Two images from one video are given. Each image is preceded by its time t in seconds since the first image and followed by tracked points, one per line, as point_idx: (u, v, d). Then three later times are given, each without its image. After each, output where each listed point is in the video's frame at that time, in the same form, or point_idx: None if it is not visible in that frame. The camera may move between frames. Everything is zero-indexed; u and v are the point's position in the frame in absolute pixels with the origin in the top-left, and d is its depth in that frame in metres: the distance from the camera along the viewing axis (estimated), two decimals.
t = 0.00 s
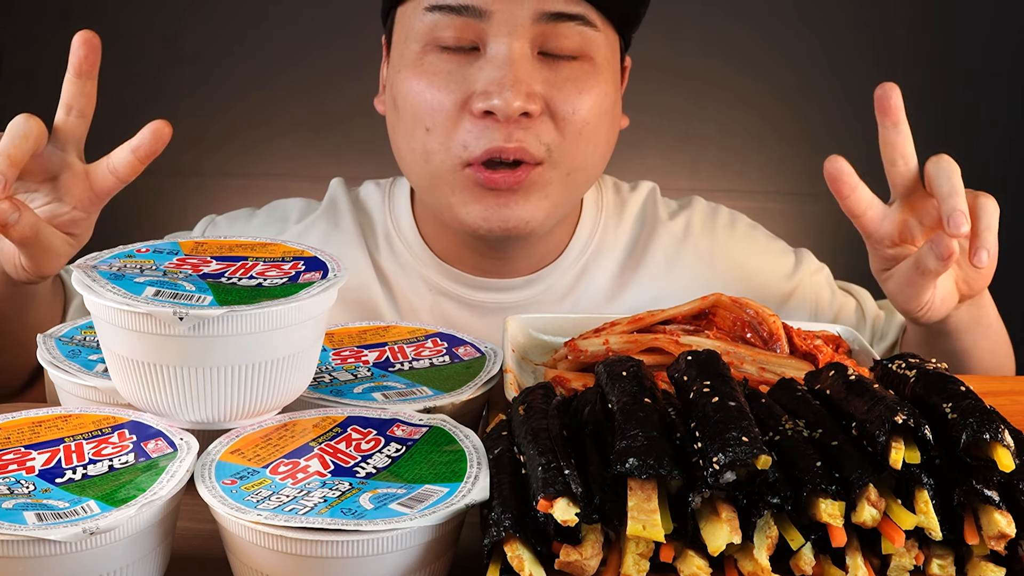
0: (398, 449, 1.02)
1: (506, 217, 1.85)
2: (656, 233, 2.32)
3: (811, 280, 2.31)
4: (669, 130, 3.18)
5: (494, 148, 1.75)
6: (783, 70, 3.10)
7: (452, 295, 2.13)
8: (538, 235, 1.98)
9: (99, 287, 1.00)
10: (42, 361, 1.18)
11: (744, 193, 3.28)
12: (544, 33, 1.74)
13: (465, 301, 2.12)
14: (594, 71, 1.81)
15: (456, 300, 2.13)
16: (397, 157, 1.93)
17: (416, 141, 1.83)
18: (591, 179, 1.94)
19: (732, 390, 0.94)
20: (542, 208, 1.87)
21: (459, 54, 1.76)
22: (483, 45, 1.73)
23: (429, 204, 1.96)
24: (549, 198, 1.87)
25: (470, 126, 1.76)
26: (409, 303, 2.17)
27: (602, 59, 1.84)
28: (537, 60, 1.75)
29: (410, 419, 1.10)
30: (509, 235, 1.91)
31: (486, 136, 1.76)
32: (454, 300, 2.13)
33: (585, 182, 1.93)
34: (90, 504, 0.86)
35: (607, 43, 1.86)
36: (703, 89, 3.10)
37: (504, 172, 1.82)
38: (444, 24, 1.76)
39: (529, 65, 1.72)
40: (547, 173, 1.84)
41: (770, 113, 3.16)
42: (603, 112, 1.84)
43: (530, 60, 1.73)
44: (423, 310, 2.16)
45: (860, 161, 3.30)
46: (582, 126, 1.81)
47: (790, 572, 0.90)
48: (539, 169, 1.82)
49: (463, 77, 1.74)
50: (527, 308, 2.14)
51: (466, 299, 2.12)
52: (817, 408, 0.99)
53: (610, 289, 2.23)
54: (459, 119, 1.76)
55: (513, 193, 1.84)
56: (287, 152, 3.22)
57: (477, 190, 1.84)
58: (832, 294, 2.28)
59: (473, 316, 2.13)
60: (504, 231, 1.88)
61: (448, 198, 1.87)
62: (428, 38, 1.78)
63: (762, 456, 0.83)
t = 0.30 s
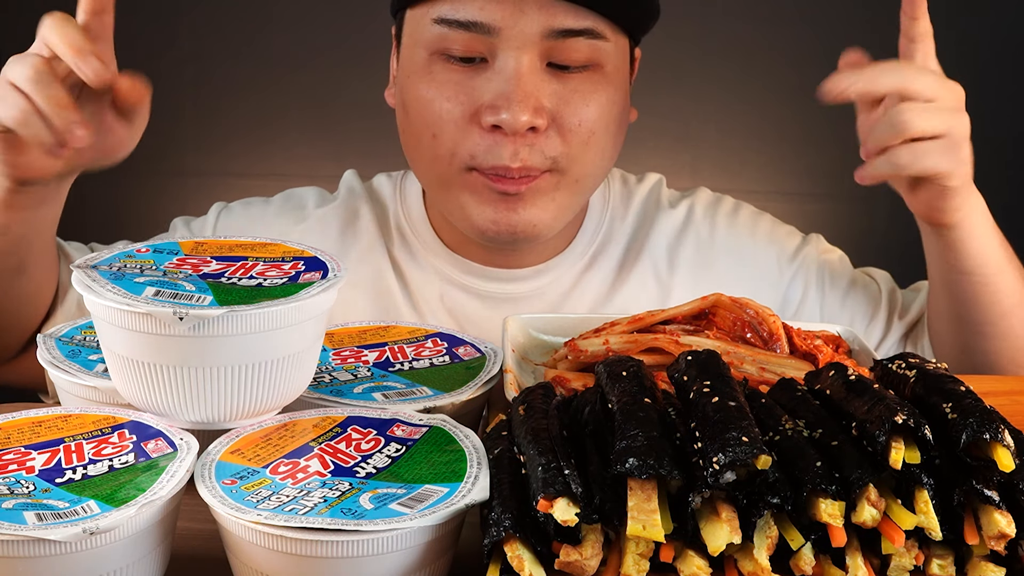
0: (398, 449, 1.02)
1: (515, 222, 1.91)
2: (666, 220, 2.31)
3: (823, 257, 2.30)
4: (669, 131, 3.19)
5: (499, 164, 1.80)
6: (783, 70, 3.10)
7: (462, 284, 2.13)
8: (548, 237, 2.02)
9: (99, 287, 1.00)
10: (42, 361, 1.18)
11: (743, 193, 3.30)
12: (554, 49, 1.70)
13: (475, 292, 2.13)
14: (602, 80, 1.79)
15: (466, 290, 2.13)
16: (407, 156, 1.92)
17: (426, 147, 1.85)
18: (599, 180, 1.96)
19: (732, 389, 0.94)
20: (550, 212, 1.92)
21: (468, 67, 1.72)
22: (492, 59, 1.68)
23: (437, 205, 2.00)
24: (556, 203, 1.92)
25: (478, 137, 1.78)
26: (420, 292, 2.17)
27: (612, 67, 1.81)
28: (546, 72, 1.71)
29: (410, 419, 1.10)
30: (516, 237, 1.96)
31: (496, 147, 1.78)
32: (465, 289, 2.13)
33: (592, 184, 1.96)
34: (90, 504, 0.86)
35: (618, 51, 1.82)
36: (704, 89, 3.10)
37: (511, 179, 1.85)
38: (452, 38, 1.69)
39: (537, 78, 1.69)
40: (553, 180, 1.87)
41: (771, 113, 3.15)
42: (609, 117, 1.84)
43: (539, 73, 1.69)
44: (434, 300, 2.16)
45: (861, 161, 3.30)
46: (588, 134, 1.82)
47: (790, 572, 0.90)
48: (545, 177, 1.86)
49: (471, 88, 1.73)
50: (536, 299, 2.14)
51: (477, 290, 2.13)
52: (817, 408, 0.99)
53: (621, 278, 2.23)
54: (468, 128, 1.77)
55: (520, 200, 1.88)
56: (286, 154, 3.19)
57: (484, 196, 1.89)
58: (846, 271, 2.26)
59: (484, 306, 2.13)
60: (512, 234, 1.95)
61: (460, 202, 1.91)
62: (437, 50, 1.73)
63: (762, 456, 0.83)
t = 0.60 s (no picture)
0: (398, 449, 1.02)
1: (508, 213, 1.87)
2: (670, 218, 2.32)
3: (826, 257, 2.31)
4: (669, 131, 3.20)
5: (491, 152, 1.77)
6: (782, 67, 3.10)
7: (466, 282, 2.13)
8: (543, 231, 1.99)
9: (99, 287, 1.00)
10: (42, 361, 1.18)
11: (744, 193, 3.28)
12: (549, 41, 1.70)
13: (479, 289, 2.12)
14: (600, 76, 1.77)
15: (470, 287, 2.12)
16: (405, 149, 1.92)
17: (417, 138, 1.84)
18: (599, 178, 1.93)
19: (732, 390, 0.94)
20: (548, 208, 1.89)
21: (464, 61, 1.73)
22: (487, 52, 1.69)
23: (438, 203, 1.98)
24: (556, 200, 1.89)
25: (471, 129, 1.76)
26: (425, 290, 2.17)
27: (610, 61, 1.79)
28: (541, 66, 1.71)
29: (410, 419, 1.10)
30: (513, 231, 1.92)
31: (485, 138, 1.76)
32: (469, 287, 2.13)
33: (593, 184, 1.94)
34: (90, 504, 0.86)
35: (616, 46, 1.81)
36: (702, 88, 3.12)
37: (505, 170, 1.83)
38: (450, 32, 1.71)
39: (532, 72, 1.69)
40: (552, 175, 1.84)
41: (769, 111, 3.17)
42: (610, 114, 1.81)
43: (534, 66, 1.69)
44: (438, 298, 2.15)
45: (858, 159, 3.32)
46: (587, 129, 1.79)
47: (790, 572, 0.90)
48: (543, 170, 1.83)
49: (466, 82, 1.73)
50: (540, 296, 2.14)
51: (480, 288, 2.12)
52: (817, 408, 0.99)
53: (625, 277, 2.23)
54: (460, 122, 1.76)
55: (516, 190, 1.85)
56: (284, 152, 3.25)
57: (477, 188, 1.86)
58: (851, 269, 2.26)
59: (488, 305, 2.13)
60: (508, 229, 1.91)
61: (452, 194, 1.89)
62: (433, 43, 1.75)
63: (762, 456, 0.83)
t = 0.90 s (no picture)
0: (398, 450, 1.02)
1: (494, 214, 1.88)
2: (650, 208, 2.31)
3: (807, 234, 2.28)
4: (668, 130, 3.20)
5: (474, 150, 1.77)
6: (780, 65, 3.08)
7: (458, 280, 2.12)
8: (532, 231, 1.99)
9: (100, 287, 1.00)
10: (42, 361, 1.18)
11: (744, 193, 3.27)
12: (533, 40, 1.69)
13: (472, 287, 2.12)
14: (585, 75, 1.77)
15: (462, 285, 2.12)
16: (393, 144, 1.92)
17: (406, 137, 1.84)
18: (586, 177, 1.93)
19: (732, 390, 0.94)
20: (532, 209, 1.89)
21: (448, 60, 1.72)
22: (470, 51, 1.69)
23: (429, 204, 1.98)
24: (540, 202, 1.89)
25: (454, 127, 1.76)
26: (418, 290, 2.16)
27: (596, 61, 1.78)
28: (523, 66, 1.70)
29: (410, 419, 1.10)
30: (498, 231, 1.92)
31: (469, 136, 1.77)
32: (461, 285, 2.12)
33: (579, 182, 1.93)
34: (90, 505, 0.86)
35: (602, 45, 1.79)
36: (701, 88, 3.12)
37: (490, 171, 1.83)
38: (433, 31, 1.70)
39: (514, 71, 1.69)
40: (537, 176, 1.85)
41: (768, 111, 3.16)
42: (593, 112, 1.82)
43: (517, 66, 1.69)
44: (431, 297, 2.15)
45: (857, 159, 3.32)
46: (568, 126, 1.80)
47: (790, 572, 0.90)
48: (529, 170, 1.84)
49: (449, 80, 1.72)
50: (532, 294, 2.14)
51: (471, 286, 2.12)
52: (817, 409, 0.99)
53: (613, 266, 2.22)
54: (445, 120, 1.76)
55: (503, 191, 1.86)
56: (280, 154, 3.27)
57: (465, 188, 1.85)
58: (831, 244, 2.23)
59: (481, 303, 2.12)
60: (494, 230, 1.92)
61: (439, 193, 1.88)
62: (418, 41, 1.73)
63: (762, 456, 0.83)
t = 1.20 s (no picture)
0: (398, 449, 1.02)
1: (491, 209, 1.86)
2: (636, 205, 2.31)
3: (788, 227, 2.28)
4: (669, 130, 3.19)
5: (474, 144, 1.74)
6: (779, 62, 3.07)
7: (453, 279, 2.12)
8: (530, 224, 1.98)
9: (100, 287, 1.00)
10: (42, 361, 1.18)
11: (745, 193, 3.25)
12: (531, 34, 1.70)
13: (468, 286, 2.12)
14: (582, 68, 1.77)
15: (458, 284, 2.12)
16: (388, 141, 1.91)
17: (404, 134, 1.82)
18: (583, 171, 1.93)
19: (732, 390, 0.94)
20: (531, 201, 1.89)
21: (448, 55, 1.72)
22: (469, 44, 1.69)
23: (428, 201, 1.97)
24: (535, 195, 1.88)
25: (454, 123, 1.74)
26: (414, 291, 2.16)
27: (592, 54, 1.79)
28: (523, 59, 1.70)
29: (410, 419, 1.10)
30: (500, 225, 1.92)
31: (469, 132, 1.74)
32: (456, 284, 2.12)
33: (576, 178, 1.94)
34: (90, 504, 0.86)
35: (597, 39, 1.80)
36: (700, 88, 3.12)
37: (487, 165, 1.80)
38: (432, 26, 1.71)
39: (515, 65, 1.68)
40: (537, 168, 1.83)
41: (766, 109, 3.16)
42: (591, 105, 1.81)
43: (516, 60, 1.68)
44: (426, 296, 2.15)
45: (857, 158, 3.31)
46: (567, 118, 1.78)
47: (790, 572, 0.89)
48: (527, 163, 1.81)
49: (448, 76, 1.72)
50: (526, 292, 2.14)
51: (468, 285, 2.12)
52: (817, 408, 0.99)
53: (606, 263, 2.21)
54: (444, 115, 1.74)
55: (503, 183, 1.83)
56: (281, 153, 3.25)
57: (461, 183, 1.83)
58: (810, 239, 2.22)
59: (477, 301, 2.13)
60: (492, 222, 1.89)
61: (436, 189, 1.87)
62: (417, 38, 1.74)
63: (762, 456, 0.83)
